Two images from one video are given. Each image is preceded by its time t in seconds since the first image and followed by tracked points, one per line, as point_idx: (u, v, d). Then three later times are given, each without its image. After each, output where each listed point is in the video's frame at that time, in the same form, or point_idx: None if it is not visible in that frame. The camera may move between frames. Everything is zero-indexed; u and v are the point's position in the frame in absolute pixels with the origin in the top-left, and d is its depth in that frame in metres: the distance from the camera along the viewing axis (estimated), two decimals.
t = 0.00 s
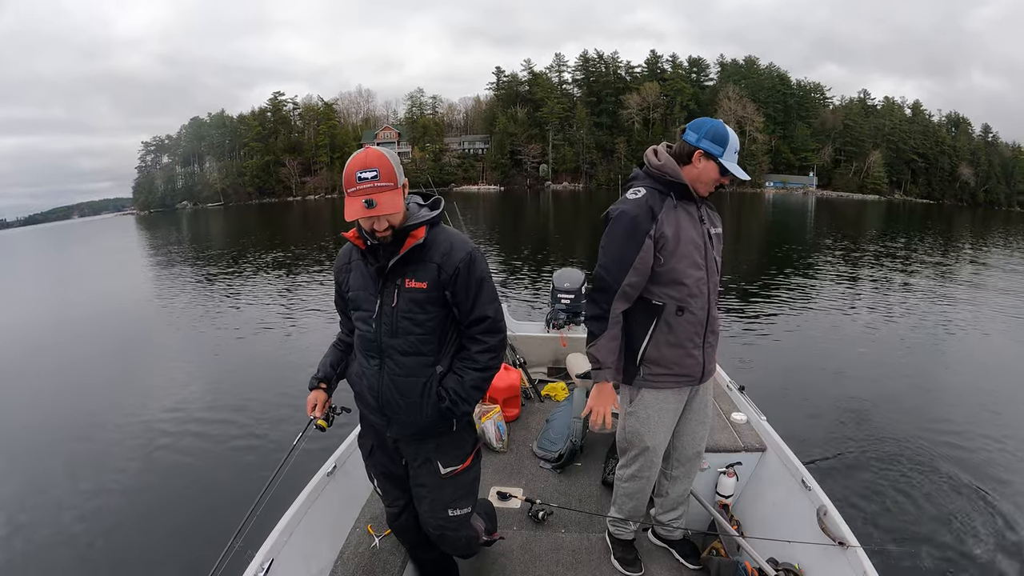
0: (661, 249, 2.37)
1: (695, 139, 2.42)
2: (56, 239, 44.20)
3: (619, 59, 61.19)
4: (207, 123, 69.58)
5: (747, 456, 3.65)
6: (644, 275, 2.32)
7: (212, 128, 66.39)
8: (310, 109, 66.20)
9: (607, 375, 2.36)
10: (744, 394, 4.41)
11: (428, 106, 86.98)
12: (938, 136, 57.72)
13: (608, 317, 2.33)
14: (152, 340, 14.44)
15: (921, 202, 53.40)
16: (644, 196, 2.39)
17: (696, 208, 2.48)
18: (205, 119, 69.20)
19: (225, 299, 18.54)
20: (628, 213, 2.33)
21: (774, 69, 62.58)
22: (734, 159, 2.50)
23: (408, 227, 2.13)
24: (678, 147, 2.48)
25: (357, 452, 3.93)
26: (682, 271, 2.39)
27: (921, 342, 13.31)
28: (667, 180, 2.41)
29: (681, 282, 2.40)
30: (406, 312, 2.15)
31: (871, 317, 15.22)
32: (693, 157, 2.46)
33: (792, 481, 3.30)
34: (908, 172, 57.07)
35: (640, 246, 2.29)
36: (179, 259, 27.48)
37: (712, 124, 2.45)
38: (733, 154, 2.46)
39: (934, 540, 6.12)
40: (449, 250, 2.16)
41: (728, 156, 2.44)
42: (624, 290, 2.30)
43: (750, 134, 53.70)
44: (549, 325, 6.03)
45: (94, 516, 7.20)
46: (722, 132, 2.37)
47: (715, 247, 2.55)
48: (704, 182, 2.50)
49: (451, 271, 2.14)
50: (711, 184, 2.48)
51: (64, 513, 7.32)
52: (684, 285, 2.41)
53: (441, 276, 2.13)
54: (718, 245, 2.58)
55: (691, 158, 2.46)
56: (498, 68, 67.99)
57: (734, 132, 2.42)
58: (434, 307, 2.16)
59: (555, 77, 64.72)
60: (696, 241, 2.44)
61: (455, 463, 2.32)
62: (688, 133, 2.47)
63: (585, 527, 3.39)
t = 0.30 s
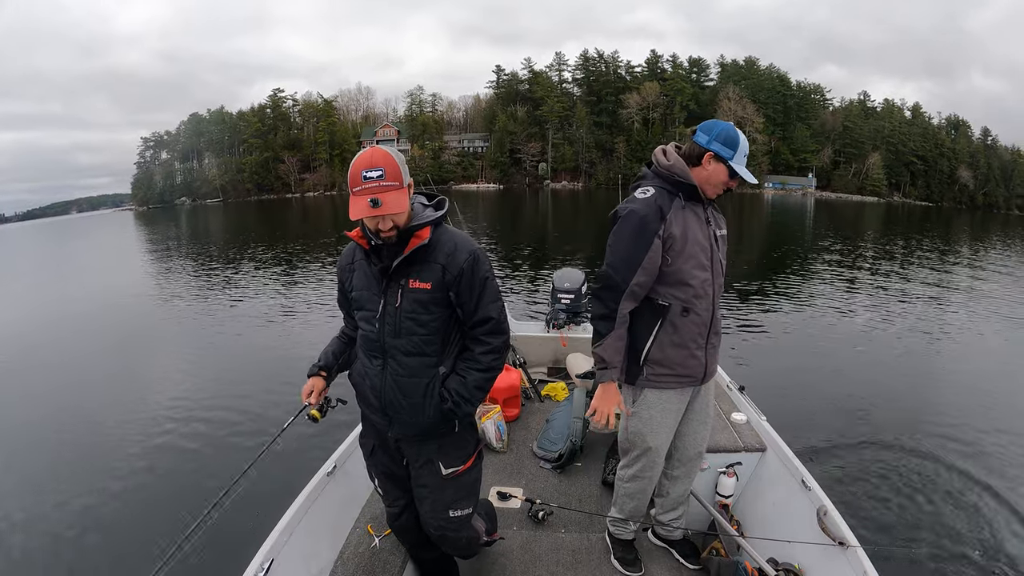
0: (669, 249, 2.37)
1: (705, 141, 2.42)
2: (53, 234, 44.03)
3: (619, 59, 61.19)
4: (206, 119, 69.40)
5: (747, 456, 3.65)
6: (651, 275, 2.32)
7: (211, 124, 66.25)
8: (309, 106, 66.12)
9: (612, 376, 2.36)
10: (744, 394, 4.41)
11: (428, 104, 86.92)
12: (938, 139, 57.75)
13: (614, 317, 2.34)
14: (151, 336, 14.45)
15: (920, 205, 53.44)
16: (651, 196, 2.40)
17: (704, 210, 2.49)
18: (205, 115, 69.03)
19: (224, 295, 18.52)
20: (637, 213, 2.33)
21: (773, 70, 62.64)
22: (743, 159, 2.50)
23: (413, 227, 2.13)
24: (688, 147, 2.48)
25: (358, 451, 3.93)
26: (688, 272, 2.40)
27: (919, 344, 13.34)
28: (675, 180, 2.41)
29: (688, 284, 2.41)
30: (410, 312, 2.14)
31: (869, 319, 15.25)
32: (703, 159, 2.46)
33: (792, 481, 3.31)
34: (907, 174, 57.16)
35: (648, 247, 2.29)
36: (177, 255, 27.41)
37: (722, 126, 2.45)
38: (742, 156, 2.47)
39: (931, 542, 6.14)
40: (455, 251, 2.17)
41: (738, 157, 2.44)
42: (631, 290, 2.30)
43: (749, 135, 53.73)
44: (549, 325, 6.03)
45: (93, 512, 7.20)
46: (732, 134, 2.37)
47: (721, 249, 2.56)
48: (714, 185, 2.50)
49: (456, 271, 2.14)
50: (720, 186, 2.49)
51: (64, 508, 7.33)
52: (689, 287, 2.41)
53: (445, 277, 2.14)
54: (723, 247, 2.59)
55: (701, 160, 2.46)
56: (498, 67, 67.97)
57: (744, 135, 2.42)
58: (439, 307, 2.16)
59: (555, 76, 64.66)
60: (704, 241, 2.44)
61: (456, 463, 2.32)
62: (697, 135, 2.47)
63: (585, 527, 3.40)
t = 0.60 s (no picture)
0: (676, 251, 2.37)
1: (713, 142, 2.43)
2: (51, 228, 43.88)
3: (621, 59, 61.16)
4: (206, 114, 69.23)
5: (748, 456, 3.66)
6: (657, 276, 2.33)
7: (211, 119, 66.12)
8: (310, 103, 66.02)
9: (620, 376, 2.36)
10: (743, 394, 4.42)
11: (428, 102, 86.85)
12: (938, 144, 57.80)
13: (620, 317, 2.34)
14: (149, 331, 14.41)
15: (919, 209, 53.55)
16: (659, 197, 2.40)
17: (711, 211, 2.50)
18: (204, 110, 68.87)
19: (222, 291, 18.48)
20: (645, 213, 2.32)
21: (774, 73, 62.74)
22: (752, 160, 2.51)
23: (419, 228, 2.13)
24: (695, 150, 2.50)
25: (358, 451, 3.94)
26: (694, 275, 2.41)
27: (917, 348, 13.39)
28: (684, 182, 2.42)
29: (694, 286, 2.41)
30: (414, 313, 2.14)
31: (867, 322, 15.28)
32: (710, 162, 2.48)
33: (791, 481, 3.32)
34: (906, 179, 57.24)
35: (656, 248, 2.29)
36: (175, 251, 27.35)
37: (728, 128, 2.46)
38: (750, 156, 2.46)
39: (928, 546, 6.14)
40: (459, 252, 2.17)
41: (746, 158, 2.45)
42: (639, 290, 2.31)
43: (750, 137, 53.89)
44: (549, 324, 6.03)
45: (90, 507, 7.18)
46: (739, 134, 2.37)
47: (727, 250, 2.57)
48: (722, 187, 2.51)
49: (462, 272, 2.14)
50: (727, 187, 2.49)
51: (61, 503, 7.31)
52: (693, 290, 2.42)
53: (449, 278, 2.14)
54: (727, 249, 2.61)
55: (708, 163, 2.47)
56: (499, 65, 67.95)
57: (752, 136, 2.42)
58: (443, 308, 2.16)
59: (556, 76, 64.60)
60: (710, 243, 2.45)
61: (457, 464, 2.32)
62: (704, 137, 2.49)
63: (584, 527, 3.40)
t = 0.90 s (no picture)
0: (664, 250, 2.39)
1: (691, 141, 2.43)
2: (51, 230, 43.86)
3: (619, 60, 61.17)
4: (205, 116, 69.24)
5: (747, 456, 3.66)
6: (640, 273, 2.37)
7: (210, 121, 66.13)
8: (308, 104, 66.05)
9: (605, 360, 2.44)
10: (743, 394, 4.43)
11: (427, 103, 86.91)
12: (937, 143, 57.80)
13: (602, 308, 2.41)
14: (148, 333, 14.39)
15: (918, 209, 53.57)
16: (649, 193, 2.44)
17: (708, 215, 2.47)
18: (204, 112, 68.88)
19: (222, 293, 18.48)
20: (634, 211, 2.37)
21: (773, 74, 62.82)
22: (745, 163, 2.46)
23: (418, 228, 2.13)
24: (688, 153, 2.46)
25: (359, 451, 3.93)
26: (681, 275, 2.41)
27: (917, 347, 13.38)
28: (680, 184, 2.43)
29: (686, 286, 2.41)
30: (413, 313, 2.15)
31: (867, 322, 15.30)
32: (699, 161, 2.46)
33: (791, 481, 3.32)
34: (905, 178, 57.28)
35: (641, 245, 2.33)
36: (175, 253, 27.36)
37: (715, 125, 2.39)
38: (726, 147, 2.32)
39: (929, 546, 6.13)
40: (459, 251, 2.16)
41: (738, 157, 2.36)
42: (621, 283, 2.38)
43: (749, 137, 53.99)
44: (549, 324, 6.03)
45: (91, 510, 7.17)
46: (706, 129, 2.34)
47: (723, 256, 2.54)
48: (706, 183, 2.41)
49: (461, 271, 2.14)
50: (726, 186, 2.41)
51: (62, 504, 7.31)
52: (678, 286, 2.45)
53: (448, 277, 2.14)
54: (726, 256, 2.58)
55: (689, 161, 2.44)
56: (497, 67, 68.02)
57: (724, 127, 2.32)
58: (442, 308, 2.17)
59: (555, 77, 64.64)
60: (706, 245, 2.43)
61: (455, 464, 2.32)
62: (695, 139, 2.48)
63: (584, 527, 3.40)
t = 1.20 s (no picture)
0: (643, 259, 2.48)
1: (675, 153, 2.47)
2: (50, 236, 43.86)
3: (617, 60, 61.23)
4: (203, 120, 69.32)
5: (747, 456, 3.65)
6: (619, 277, 2.53)
7: (208, 126, 66.18)
8: (306, 107, 66.15)
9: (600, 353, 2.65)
10: (744, 394, 4.42)
11: (425, 105, 87.02)
12: (935, 140, 57.79)
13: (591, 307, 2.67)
14: (149, 337, 14.40)
15: (917, 206, 53.62)
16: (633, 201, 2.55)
17: (696, 230, 2.45)
18: (202, 117, 68.96)
19: (220, 297, 18.49)
20: (617, 217, 2.53)
21: (770, 73, 62.91)
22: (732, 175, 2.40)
23: (413, 228, 2.13)
24: (672, 168, 2.50)
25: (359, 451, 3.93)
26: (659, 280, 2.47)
27: (918, 344, 13.36)
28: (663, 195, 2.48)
29: (662, 294, 2.47)
30: (409, 312, 2.14)
31: (868, 319, 15.27)
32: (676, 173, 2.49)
33: (792, 481, 3.31)
34: (904, 176, 57.33)
35: (618, 252, 2.51)
36: (174, 257, 27.40)
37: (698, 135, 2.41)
38: (702, 158, 2.33)
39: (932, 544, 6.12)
40: (454, 250, 2.16)
41: (717, 170, 2.34)
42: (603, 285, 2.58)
43: (747, 136, 54.00)
44: (549, 324, 6.04)
45: (92, 514, 7.17)
46: (683, 141, 2.39)
47: (713, 272, 2.48)
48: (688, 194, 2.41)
49: (456, 271, 2.14)
50: (709, 200, 2.37)
51: (64, 508, 7.32)
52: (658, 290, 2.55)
53: (445, 277, 2.13)
54: (719, 272, 2.50)
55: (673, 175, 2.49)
56: (494, 68, 68.08)
57: (701, 139, 2.35)
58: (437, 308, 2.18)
59: (553, 78, 64.72)
60: (686, 257, 2.43)
61: (455, 463, 2.32)
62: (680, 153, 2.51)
63: (585, 527, 3.40)
